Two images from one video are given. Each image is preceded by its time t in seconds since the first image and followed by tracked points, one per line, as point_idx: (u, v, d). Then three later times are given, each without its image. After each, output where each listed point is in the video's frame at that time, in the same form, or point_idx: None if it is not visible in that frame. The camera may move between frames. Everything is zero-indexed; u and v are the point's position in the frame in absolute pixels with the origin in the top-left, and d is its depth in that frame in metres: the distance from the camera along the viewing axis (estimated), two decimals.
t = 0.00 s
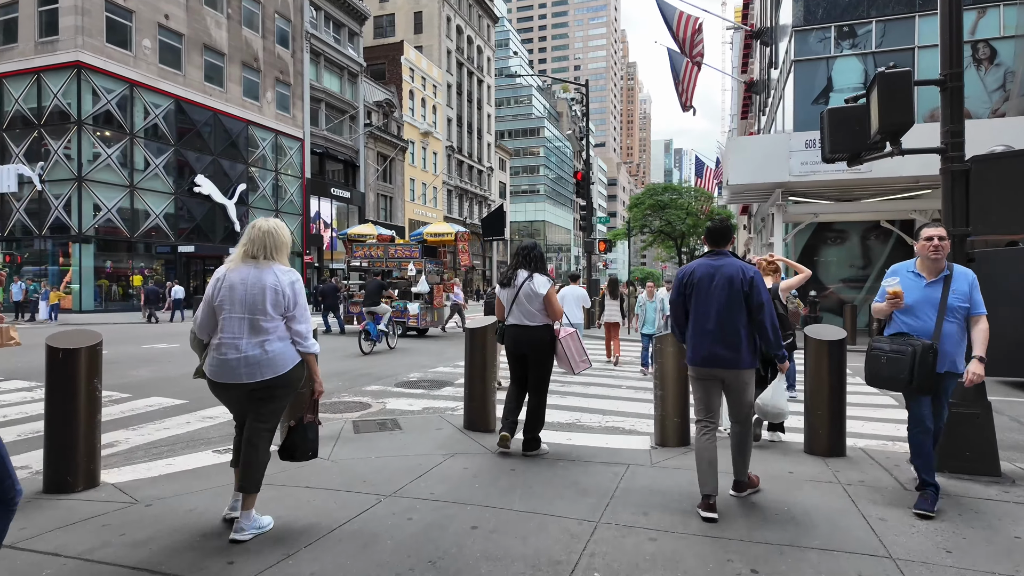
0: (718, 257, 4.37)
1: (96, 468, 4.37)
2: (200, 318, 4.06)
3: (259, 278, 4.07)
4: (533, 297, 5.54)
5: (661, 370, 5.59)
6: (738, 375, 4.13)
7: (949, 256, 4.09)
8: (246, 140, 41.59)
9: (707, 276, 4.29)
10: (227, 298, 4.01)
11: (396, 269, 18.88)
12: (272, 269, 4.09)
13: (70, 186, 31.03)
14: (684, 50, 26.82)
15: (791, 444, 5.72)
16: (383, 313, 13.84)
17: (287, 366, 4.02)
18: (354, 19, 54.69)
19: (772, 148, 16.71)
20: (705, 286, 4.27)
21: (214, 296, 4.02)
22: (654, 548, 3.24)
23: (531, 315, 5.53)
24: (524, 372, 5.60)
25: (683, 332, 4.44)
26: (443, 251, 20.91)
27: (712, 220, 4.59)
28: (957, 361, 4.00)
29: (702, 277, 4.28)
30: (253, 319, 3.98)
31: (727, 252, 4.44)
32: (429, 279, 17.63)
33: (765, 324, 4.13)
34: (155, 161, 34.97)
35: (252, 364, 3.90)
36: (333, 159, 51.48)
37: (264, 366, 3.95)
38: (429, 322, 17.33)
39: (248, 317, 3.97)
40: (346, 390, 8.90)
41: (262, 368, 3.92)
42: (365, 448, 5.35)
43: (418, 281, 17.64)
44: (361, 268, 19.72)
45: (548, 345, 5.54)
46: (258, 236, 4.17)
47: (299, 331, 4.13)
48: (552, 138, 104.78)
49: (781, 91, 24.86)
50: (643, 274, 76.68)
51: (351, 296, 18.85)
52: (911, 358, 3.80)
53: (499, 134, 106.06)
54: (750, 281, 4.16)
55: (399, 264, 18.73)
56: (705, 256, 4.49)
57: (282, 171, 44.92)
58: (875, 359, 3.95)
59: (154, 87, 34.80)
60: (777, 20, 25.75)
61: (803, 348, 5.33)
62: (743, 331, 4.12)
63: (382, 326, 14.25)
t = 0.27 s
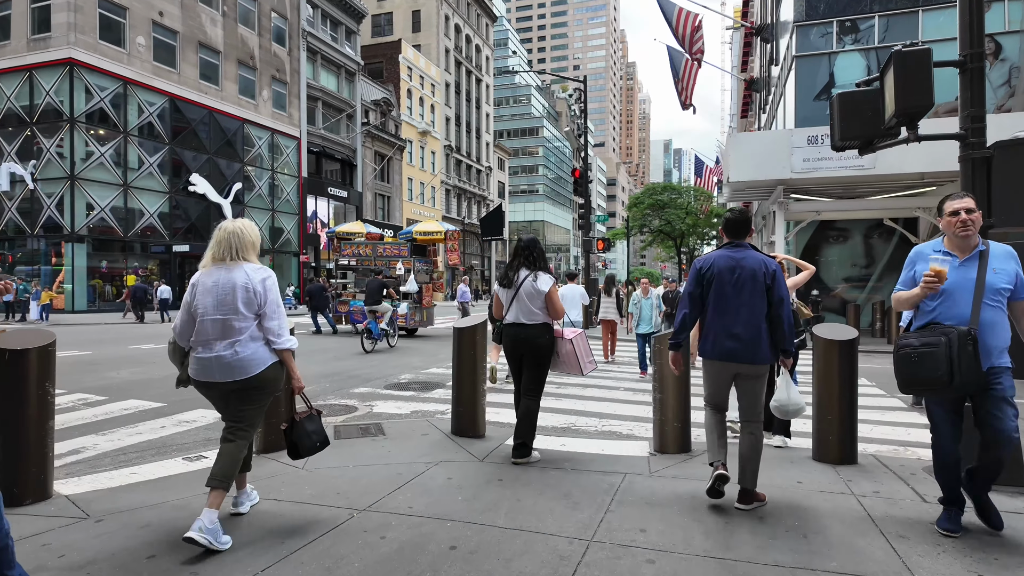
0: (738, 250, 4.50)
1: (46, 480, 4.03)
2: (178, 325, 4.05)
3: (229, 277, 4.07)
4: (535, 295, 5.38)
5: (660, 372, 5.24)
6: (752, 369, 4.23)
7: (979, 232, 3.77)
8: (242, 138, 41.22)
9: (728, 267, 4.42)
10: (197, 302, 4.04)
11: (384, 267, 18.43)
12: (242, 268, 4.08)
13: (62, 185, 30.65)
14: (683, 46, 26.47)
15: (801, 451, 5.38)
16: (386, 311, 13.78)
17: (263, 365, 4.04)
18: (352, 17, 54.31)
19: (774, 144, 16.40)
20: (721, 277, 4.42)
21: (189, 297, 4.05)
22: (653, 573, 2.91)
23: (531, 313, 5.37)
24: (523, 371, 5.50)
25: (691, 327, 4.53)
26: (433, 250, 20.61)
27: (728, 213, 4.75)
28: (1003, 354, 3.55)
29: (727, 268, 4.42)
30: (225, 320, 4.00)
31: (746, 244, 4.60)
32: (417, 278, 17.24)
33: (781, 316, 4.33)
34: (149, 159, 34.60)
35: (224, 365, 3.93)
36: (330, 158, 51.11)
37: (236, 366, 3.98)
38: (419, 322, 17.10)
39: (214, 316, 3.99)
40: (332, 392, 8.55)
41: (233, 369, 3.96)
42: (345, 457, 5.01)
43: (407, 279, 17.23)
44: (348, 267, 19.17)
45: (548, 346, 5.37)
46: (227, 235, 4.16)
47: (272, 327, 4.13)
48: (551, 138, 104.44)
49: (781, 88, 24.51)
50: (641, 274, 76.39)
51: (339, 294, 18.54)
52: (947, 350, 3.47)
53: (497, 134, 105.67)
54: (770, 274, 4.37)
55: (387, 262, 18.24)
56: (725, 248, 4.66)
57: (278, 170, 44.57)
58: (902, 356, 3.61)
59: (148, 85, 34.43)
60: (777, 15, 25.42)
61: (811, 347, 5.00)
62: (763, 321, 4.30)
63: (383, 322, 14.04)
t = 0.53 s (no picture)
0: (747, 259, 4.46)
1: None
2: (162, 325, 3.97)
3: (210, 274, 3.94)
4: (534, 306, 5.59)
5: (661, 379, 4.92)
6: (762, 380, 4.22)
7: None
8: (238, 137, 40.88)
9: (739, 277, 4.34)
10: (179, 303, 3.91)
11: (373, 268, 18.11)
12: (223, 264, 3.96)
13: (55, 184, 30.27)
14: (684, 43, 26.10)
15: (811, 466, 5.03)
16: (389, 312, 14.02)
17: (243, 364, 3.88)
18: (350, 15, 53.94)
19: (776, 141, 16.05)
20: (732, 287, 4.36)
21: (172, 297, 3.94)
22: None
23: (530, 324, 5.59)
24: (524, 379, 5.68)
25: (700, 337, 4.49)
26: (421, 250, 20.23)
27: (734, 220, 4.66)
28: None
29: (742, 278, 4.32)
30: (206, 320, 3.85)
31: (754, 252, 4.57)
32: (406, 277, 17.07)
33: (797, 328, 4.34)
34: (143, 158, 34.23)
35: (201, 365, 3.77)
36: (327, 157, 50.74)
37: (214, 367, 3.80)
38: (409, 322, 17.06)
39: (195, 316, 3.86)
40: (319, 399, 8.20)
41: (209, 370, 3.78)
42: (322, 474, 4.65)
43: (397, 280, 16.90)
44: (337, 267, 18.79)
45: (548, 355, 5.60)
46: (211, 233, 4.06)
47: (255, 322, 3.97)
48: (550, 137, 104.03)
49: (783, 85, 24.14)
50: (641, 274, 76.06)
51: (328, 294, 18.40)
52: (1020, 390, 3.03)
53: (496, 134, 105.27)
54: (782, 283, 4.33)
55: (376, 263, 17.92)
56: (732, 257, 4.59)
57: (275, 169, 44.20)
58: (949, 391, 3.22)
59: (142, 83, 34.07)
60: (779, 12, 25.05)
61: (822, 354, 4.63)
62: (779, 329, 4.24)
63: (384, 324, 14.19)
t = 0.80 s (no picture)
0: (753, 252, 4.33)
1: None
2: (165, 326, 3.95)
3: (212, 276, 3.90)
4: (537, 301, 5.23)
5: (666, 385, 4.59)
6: (769, 375, 4.09)
7: None
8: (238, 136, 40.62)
9: (743, 269, 4.24)
10: (180, 304, 3.89)
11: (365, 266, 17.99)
12: (227, 268, 3.92)
13: (52, 182, 29.99)
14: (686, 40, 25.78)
15: (825, 476, 4.71)
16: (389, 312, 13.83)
17: (246, 369, 3.87)
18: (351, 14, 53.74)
19: (782, 137, 15.72)
20: (737, 281, 4.24)
21: (174, 296, 3.90)
22: None
23: (531, 320, 5.23)
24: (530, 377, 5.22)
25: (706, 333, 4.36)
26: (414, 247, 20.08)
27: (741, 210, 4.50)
28: None
29: (741, 271, 4.22)
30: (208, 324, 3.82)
31: (761, 244, 4.40)
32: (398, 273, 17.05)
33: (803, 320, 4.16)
34: (141, 157, 33.97)
35: (206, 367, 3.74)
36: (327, 156, 50.49)
37: (219, 369, 3.79)
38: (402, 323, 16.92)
39: (197, 318, 3.83)
40: (308, 400, 7.87)
41: (215, 372, 3.78)
42: (299, 484, 4.32)
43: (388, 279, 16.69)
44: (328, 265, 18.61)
45: (553, 354, 5.21)
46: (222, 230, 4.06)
47: (257, 332, 3.94)
48: (552, 137, 103.77)
49: (787, 82, 23.78)
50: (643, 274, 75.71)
51: (318, 293, 18.25)
52: None
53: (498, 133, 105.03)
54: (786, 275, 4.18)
55: (368, 262, 17.82)
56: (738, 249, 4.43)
57: (275, 168, 43.96)
58: None
59: (140, 81, 33.82)
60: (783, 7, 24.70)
61: (838, 355, 4.36)
62: (783, 324, 4.12)
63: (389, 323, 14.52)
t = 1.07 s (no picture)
0: (770, 260, 4.13)
1: None
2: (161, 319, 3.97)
3: (211, 274, 3.88)
4: (549, 313, 5.48)
5: (667, 392, 4.28)
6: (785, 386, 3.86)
7: None
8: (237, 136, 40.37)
9: (758, 278, 4.04)
10: (178, 300, 3.89)
11: (355, 266, 18.37)
12: (230, 265, 3.92)
13: (49, 182, 29.76)
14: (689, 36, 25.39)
15: (840, 494, 4.39)
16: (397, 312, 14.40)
17: (239, 365, 3.83)
18: (351, 12, 53.45)
19: (787, 133, 15.33)
20: (753, 291, 4.03)
21: (174, 294, 3.90)
22: None
23: (543, 330, 5.48)
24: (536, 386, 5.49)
25: (719, 341, 4.24)
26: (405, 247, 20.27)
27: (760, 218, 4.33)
28: None
29: (755, 278, 4.05)
30: (198, 320, 3.83)
31: (779, 253, 4.19)
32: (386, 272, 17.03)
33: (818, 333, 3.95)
34: (139, 156, 33.72)
35: (202, 366, 3.74)
36: (328, 155, 50.20)
37: (214, 367, 3.77)
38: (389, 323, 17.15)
39: (187, 316, 3.84)
40: (296, 407, 7.57)
41: (211, 370, 3.77)
42: (272, 504, 4.00)
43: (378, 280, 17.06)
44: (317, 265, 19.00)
45: (561, 364, 5.52)
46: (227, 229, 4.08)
47: (255, 332, 3.90)
48: (554, 136, 103.30)
49: (792, 79, 23.38)
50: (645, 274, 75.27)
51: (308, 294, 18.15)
52: None
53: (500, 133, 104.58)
54: (803, 285, 3.97)
55: (359, 262, 18.24)
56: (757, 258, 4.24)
57: (275, 167, 43.71)
58: None
59: (138, 79, 33.56)
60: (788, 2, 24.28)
61: (856, 359, 4.02)
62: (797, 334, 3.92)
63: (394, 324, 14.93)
